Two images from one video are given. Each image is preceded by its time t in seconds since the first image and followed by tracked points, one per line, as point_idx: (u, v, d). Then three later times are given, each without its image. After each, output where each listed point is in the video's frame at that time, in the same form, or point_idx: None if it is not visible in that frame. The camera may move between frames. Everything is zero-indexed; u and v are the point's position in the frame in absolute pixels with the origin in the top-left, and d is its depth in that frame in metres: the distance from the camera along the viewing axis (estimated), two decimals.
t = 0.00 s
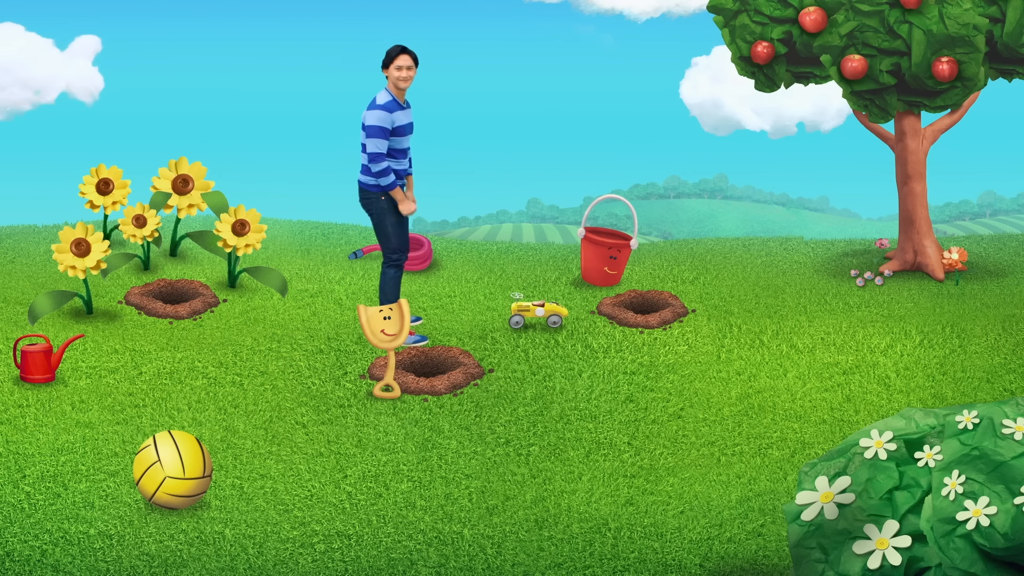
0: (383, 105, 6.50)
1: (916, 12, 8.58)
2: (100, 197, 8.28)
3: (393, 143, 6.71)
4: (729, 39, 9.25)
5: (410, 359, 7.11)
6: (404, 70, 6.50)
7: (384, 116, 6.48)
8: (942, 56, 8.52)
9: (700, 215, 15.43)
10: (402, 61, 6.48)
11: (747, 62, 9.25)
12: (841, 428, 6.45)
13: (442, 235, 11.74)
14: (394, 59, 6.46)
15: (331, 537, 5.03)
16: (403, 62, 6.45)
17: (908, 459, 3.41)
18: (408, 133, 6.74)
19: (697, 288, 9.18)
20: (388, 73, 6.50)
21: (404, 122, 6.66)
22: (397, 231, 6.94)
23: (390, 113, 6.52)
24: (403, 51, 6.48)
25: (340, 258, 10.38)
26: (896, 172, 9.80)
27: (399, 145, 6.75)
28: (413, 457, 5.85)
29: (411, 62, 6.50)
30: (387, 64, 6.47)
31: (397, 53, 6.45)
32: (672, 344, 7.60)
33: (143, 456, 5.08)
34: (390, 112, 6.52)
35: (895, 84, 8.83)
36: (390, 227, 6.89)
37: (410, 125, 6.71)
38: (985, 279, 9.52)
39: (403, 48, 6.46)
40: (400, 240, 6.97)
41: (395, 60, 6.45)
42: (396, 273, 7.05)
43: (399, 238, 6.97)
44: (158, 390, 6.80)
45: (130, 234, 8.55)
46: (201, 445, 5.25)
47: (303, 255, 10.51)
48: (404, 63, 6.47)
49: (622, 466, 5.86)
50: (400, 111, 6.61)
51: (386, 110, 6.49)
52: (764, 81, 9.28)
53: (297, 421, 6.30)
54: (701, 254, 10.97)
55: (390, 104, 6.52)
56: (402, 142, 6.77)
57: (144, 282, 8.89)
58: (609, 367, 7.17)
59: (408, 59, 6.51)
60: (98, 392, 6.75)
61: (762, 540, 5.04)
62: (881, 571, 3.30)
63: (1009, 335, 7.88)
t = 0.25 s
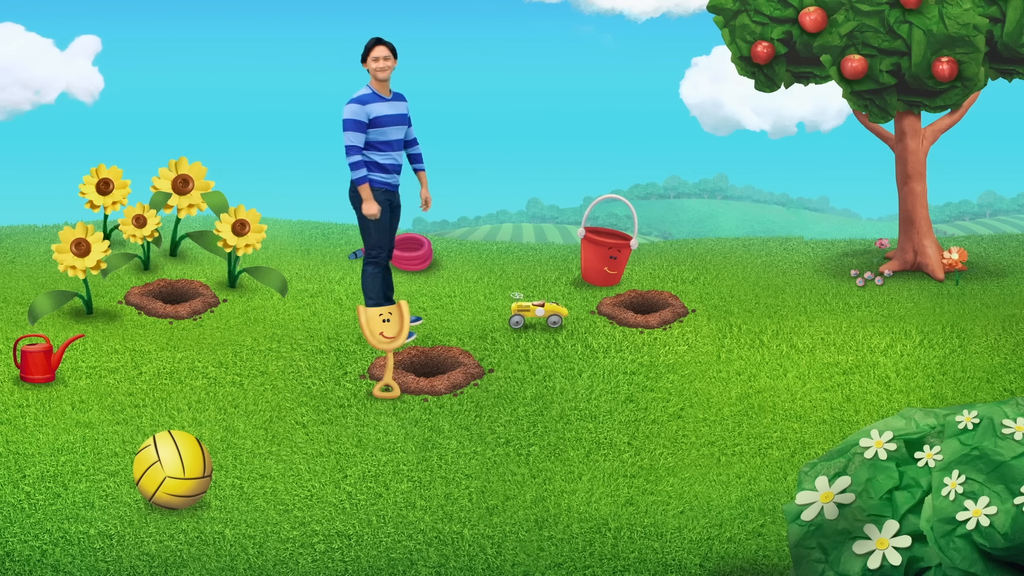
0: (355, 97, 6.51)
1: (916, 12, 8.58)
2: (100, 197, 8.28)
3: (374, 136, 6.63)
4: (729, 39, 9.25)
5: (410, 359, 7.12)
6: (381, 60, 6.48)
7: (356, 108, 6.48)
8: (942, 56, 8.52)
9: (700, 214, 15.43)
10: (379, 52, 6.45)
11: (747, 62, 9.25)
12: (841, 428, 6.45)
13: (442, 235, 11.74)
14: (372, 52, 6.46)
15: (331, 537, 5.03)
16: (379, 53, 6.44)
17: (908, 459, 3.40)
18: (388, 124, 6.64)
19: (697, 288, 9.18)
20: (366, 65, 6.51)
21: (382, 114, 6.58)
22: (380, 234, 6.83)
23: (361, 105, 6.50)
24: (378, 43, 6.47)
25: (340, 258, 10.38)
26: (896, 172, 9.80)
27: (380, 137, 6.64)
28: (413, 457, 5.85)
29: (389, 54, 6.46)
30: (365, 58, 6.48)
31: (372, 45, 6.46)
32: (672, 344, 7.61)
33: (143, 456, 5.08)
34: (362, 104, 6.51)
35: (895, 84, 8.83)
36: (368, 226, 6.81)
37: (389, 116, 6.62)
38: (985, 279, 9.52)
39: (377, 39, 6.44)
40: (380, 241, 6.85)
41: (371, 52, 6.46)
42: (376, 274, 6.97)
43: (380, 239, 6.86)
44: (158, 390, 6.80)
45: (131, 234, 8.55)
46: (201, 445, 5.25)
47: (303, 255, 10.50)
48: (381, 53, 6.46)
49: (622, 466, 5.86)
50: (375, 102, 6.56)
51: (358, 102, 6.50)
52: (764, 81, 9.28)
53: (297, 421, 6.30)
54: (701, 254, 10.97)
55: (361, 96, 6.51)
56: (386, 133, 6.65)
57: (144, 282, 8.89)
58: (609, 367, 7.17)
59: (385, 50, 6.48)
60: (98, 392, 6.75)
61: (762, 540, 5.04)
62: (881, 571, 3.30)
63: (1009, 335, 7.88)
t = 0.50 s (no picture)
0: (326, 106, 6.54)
1: (916, 12, 8.58)
2: (100, 197, 8.28)
3: (348, 143, 6.62)
4: (729, 39, 9.25)
5: (410, 359, 7.12)
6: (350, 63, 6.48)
7: (327, 117, 6.51)
8: (942, 56, 8.52)
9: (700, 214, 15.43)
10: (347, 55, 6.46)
11: (747, 62, 9.25)
12: (841, 427, 6.45)
13: (442, 235, 11.74)
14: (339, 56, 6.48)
15: (331, 538, 5.03)
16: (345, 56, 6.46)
17: (908, 459, 3.41)
18: (362, 130, 6.62)
19: (697, 288, 9.18)
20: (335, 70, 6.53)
21: (354, 119, 6.57)
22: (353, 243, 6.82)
23: (330, 114, 6.52)
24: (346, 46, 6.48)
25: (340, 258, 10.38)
26: (896, 172, 9.80)
27: (355, 143, 6.61)
28: (413, 457, 5.85)
29: (358, 56, 6.47)
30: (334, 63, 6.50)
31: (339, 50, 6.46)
32: (672, 344, 7.60)
33: (143, 456, 5.08)
34: (332, 112, 6.53)
35: (895, 84, 8.83)
36: (343, 234, 6.84)
37: (362, 121, 6.60)
38: (985, 279, 9.52)
39: (344, 43, 6.44)
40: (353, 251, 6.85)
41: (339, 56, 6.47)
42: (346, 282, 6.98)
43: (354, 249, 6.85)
44: (158, 390, 6.80)
45: (131, 234, 8.55)
46: (201, 445, 5.25)
47: (303, 255, 10.50)
48: (349, 56, 6.47)
49: (622, 466, 5.86)
50: (347, 108, 6.56)
51: (329, 110, 6.52)
52: (764, 81, 9.28)
53: (297, 421, 6.30)
54: (701, 254, 10.97)
55: (332, 104, 6.53)
56: (361, 138, 6.62)
57: (144, 282, 8.89)
58: (609, 367, 7.17)
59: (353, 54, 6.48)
60: (98, 392, 6.75)
61: (762, 540, 5.04)
62: (881, 571, 3.30)
63: (1009, 335, 7.88)
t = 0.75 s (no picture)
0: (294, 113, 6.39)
1: (916, 12, 8.58)
2: (100, 197, 8.28)
3: (315, 150, 6.46)
4: (729, 39, 9.25)
5: (410, 359, 7.12)
6: (321, 69, 6.23)
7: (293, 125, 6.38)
8: (942, 56, 8.52)
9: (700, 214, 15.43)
10: (320, 59, 6.20)
11: (747, 62, 9.25)
12: (841, 427, 6.45)
13: (442, 235, 11.74)
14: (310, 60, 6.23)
15: (331, 538, 5.03)
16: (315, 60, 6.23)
17: (908, 459, 3.41)
18: (328, 138, 6.42)
19: (697, 288, 9.18)
20: (307, 75, 6.28)
21: (319, 128, 6.38)
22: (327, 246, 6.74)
23: (296, 121, 6.38)
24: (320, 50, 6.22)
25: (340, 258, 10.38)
26: (896, 172, 9.80)
27: (322, 151, 6.44)
28: (413, 457, 5.85)
29: (328, 61, 6.20)
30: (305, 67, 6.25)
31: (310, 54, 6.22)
32: (672, 344, 7.60)
33: (143, 456, 5.08)
34: (297, 120, 6.38)
35: (895, 84, 8.83)
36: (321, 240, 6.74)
37: (328, 129, 6.40)
38: (985, 279, 9.52)
39: (316, 47, 6.18)
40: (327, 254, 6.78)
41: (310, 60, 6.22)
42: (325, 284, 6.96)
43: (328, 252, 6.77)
44: (158, 390, 6.80)
45: (131, 234, 8.55)
46: (201, 445, 5.25)
47: (303, 255, 10.50)
48: (321, 61, 6.21)
49: (622, 466, 5.86)
50: (315, 116, 6.38)
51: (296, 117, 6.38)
52: (764, 81, 9.28)
53: (297, 421, 6.30)
54: (701, 254, 10.97)
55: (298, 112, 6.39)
56: (328, 146, 6.43)
57: (144, 282, 8.89)
58: (609, 367, 7.17)
59: (326, 59, 6.21)
60: (98, 392, 6.75)
61: (762, 540, 5.04)
62: (881, 571, 3.30)
63: (1009, 335, 7.88)
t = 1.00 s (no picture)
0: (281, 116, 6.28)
1: (916, 12, 8.58)
2: (100, 197, 8.28)
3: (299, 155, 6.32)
4: (729, 39, 9.25)
5: (410, 359, 7.12)
6: (312, 74, 6.04)
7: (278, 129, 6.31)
8: (942, 56, 8.52)
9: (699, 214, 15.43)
10: (313, 63, 6.01)
11: (747, 62, 9.25)
12: (841, 427, 6.45)
13: (442, 235, 11.74)
14: (302, 63, 6.03)
15: (331, 538, 5.03)
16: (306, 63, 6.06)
17: (908, 459, 3.41)
18: (312, 142, 6.25)
19: (697, 288, 9.18)
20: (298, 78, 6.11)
21: (301, 133, 6.25)
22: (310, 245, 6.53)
23: (280, 125, 6.29)
24: (313, 54, 6.03)
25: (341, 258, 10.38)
26: (896, 172, 9.80)
27: (304, 156, 6.29)
28: (413, 457, 5.85)
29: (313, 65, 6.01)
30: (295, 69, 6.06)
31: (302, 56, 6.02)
32: (672, 344, 7.60)
33: (143, 456, 5.08)
34: (281, 124, 6.28)
35: (895, 84, 8.83)
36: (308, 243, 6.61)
37: (310, 135, 6.23)
38: (985, 279, 9.52)
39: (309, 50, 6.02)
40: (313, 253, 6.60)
41: (301, 63, 6.02)
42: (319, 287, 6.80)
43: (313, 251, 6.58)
44: (158, 390, 6.80)
45: (131, 234, 8.56)
46: (201, 445, 5.25)
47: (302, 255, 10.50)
48: (313, 66, 6.01)
49: (622, 466, 5.86)
50: (297, 121, 6.24)
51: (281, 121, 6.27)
52: (764, 81, 9.28)
53: (297, 421, 6.30)
54: (701, 254, 10.96)
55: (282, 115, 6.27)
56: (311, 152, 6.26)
57: (144, 282, 8.89)
58: (609, 367, 7.17)
59: (318, 63, 6.03)
60: (98, 392, 6.76)
61: (762, 540, 5.04)
62: (881, 571, 3.30)
63: (1009, 335, 7.88)
